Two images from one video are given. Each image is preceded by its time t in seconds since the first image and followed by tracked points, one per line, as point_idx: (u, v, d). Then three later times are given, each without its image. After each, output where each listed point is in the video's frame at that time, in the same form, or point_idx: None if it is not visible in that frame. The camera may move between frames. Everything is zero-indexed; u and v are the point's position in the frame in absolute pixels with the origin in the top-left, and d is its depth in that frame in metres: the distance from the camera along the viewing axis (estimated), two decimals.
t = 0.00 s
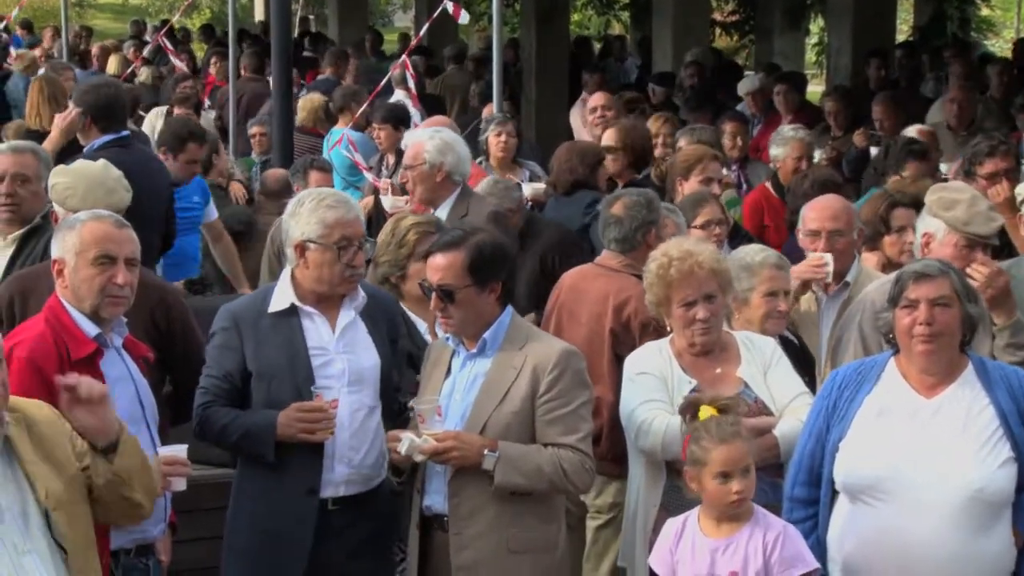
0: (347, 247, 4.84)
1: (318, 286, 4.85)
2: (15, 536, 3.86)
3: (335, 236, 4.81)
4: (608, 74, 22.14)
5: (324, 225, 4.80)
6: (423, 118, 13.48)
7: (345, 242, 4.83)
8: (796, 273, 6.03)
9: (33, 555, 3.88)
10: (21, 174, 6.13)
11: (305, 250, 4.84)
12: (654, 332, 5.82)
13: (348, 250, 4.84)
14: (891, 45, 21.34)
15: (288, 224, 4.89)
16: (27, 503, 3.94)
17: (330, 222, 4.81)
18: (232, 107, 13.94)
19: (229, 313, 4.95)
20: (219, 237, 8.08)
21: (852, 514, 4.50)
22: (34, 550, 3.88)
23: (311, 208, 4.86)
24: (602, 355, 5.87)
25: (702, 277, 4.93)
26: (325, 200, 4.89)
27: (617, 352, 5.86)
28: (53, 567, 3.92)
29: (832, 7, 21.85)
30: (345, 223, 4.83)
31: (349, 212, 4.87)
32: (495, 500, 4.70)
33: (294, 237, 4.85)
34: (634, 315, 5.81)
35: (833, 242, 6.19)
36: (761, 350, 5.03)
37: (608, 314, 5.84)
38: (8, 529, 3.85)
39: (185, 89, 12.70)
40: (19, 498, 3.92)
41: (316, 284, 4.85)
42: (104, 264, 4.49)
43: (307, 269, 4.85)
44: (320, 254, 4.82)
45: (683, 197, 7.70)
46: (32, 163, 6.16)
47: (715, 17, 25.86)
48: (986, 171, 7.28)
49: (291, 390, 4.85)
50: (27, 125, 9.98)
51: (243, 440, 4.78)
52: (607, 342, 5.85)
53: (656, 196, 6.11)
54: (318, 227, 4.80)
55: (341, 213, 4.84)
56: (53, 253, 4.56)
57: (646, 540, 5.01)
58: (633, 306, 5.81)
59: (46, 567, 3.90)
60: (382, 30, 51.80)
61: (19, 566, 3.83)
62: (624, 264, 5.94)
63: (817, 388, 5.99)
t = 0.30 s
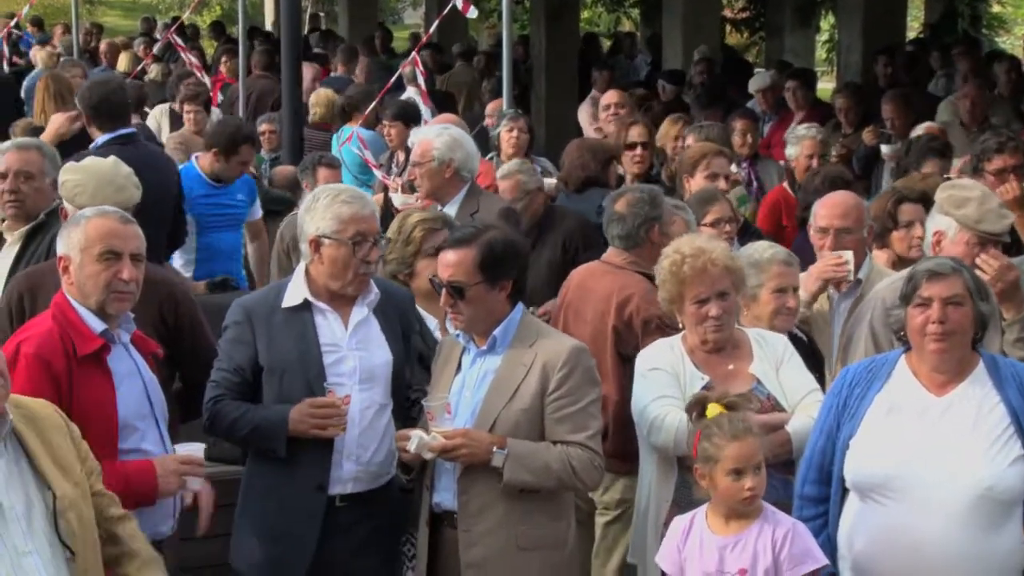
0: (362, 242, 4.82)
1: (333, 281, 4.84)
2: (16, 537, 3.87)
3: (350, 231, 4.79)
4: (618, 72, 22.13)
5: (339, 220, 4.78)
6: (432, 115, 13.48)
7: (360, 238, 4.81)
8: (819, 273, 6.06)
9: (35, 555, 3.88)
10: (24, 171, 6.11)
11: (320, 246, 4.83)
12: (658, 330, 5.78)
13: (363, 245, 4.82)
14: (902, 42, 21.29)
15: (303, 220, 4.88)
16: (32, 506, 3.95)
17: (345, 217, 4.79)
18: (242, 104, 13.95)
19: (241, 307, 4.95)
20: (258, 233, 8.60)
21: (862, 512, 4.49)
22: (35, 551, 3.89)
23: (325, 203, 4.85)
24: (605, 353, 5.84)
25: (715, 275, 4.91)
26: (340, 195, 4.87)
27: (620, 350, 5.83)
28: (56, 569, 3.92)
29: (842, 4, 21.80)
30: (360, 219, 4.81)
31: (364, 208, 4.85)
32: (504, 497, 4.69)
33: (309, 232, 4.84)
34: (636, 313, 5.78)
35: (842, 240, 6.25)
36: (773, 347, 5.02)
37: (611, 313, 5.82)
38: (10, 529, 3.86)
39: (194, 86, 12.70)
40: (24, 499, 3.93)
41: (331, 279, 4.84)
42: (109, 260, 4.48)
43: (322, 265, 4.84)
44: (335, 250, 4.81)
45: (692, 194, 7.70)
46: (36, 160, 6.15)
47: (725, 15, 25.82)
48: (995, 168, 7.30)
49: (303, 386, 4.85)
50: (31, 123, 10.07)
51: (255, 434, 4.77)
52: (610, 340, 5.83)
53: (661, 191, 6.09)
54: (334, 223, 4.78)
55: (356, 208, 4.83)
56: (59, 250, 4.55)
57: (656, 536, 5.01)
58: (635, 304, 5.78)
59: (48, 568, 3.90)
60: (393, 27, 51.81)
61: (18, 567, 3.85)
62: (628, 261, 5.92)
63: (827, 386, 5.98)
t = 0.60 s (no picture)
0: (372, 240, 4.81)
1: (344, 279, 4.84)
2: (22, 534, 3.89)
3: (361, 229, 4.79)
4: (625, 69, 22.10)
5: (350, 218, 4.78)
6: (441, 112, 13.48)
7: (371, 236, 4.81)
8: (833, 267, 6.08)
9: (40, 552, 3.91)
10: (28, 169, 6.14)
11: (331, 243, 4.83)
12: (654, 325, 5.74)
13: (374, 243, 4.82)
14: (911, 40, 21.25)
15: (314, 217, 4.88)
16: (41, 502, 3.96)
17: (356, 215, 4.79)
18: (252, 101, 13.98)
19: (252, 304, 4.95)
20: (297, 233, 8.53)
21: (871, 510, 4.49)
22: (40, 548, 3.91)
23: (336, 201, 4.85)
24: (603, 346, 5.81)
25: (726, 272, 4.91)
26: (351, 192, 4.87)
27: (616, 344, 5.80)
28: (61, 566, 3.95)
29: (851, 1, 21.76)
30: (371, 217, 4.81)
31: (375, 206, 4.85)
32: (512, 495, 4.69)
33: (320, 230, 4.84)
34: (634, 307, 5.75)
35: (844, 237, 6.26)
36: (783, 344, 5.01)
37: (609, 307, 5.80)
38: (16, 526, 3.89)
39: (204, 83, 12.72)
40: (32, 496, 3.95)
41: (341, 277, 4.84)
42: (101, 255, 4.49)
43: (333, 262, 4.84)
44: (346, 247, 4.80)
45: (699, 191, 7.70)
46: (40, 157, 6.17)
47: (735, 12, 25.79)
48: (999, 164, 7.30)
49: (316, 383, 4.85)
50: (39, 120, 10.09)
51: (269, 432, 4.77)
52: (608, 332, 5.80)
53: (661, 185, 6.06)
54: (345, 220, 4.78)
55: (368, 206, 4.83)
56: (52, 250, 4.58)
57: (665, 532, 5.00)
58: (633, 298, 5.75)
59: (53, 564, 3.93)
60: (402, 23, 51.81)
61: (22, 565, 3.87)
62: (629, 256, 5.91)
63: (834, 383, 5.97)
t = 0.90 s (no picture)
0: (379, 235, 4.81)
1: (351, 274, 4.84)
2: (32, 531, 3.89)
3: (369, 224, 4.79)
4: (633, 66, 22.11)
5: (359, 213, 4.78)
6: (448, 110, 13.49)
7: (379, 231, 4.81)
8: (833, 267, 5.99)
9: (50, 549, 3.90)
10: (33, 166, 6.14)
11: (339, 239, 4.83)
12: (646, 320, 5.62)
13: (382, 238, 4.82)
14: (919, 37, 21.23)
15: (321, 212, 4.88)
16: (51, 500, 3.96)
17: (364, 211, 4.79)
18: (260, 98, 13.99)
19: (262, 301, 4.94)
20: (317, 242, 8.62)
21: (881, 508, 4.49)
22: (51, 544, 3.91)
23: (344, 196, 4.85)
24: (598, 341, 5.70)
25: (735, 269, 4.91)
26: (359, 188, 4.88)
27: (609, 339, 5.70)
28: (71, 563, 3.95)
29: None
30: (379, 212, 4.82)
31: (383, 201, 4.86)
32: (518, 492, 4.69)
33: (327, 225, 4.84)
34: (627, 302, 5.65)
35: (857, 232, 6.20)
36: (791, 342, 5.01)
37: (605, 301, 5.71)
38: (26, 524, 3.88)
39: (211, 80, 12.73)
40: (43, 493, 3.94)
41: (350, 272, 4.83)
42: (99, 257, 4.48)
43: (341, 257, 4.84)
44: (354, 243, 4.80)
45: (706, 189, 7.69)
46: (46, 154, 6.17)
47: (743, 9, 25.78)
48: (1004, 161, 7.30)
49: (328, 380, 4.85)
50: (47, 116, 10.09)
51: (283, 428, 4.76)
52: (600, 329, 5.70)
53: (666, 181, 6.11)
54: (353, 215, 4.79)
55: (375, 201, 4.83)
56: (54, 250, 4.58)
57: (672, 530, 5.00)
58: (626, 293, 5.66)
59: (63, 561, 3.93)
60: (410, 21, 51.85)
61: (32, 563, 3.86)
62: (629, 254, 5.87)
63: (841, 380, 5.97)
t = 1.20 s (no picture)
0: (390, 230, 4.81)
1: (363, 270, 4.84)
2: (49, 529, 3.89)
3: (380, 219, 4.79)
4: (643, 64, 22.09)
5: (370, 208, 4.78)
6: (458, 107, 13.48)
7: (390, 226, 4.81)
8: (838, 260, 6.01)
9: (66, 547, 3.91)
10: (42, 163, 6.14)
11: (350, 234, 4.82)
12: (645, 316, 5.58)
13: (393, 233, 4.82)
14: (928, 34, 21.18)
15: (333, 207, 4.87)
16: (67, 498, 3.96)
17: (375, 205, 4.79)
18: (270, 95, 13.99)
19: (274, 296, 4.94)
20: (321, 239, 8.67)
21: (890, 505, 4.48)
22: (66, 542, 3.91)
23: (356, 190, 4.85)
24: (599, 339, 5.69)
25: (745, 267, 4.90)
26: (371, 182, 4.87)
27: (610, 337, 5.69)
28: (86, 561, 3.95)
29: None
30: (391, 206, 4.81)
31: (395, 196, 4.85)
32: (525, 490, 4.68)
33: (339, 220, 4.84)
34: (627, 298, 5.63)
35: (870, 229, 6.18)
36: (800, 339, 5.01)
37: (605, 297, 5.70)
38: (43, 522, 3.89)
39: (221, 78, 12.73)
40: (60, 491, 3.95)
41: (361, 268, 4.83)
42: (114, 258, 4.47)
43: (352, 252, 4.84)
44: (365, 237, 4.80)
45: (715, 186, 7.67)
46: (55, 151, 6.17)
47: (752, 7, 25.74)
48: (1012, 158, 7.27)
49: (342, 375, 4.85)
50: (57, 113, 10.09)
51: (297, 423, 4.76)
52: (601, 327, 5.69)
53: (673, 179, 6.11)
54: (364, 210, 4.78)
55: (387, 196, 4.83)
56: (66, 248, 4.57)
57: (681, 528, 4.99)
58: (627, 290, 5.64)
59: (78, 559, 3.93)
60: (420, 18, 51.85)
61: (48, 560, 3.87)
62: (635, 249, 5.85)
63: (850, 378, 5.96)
